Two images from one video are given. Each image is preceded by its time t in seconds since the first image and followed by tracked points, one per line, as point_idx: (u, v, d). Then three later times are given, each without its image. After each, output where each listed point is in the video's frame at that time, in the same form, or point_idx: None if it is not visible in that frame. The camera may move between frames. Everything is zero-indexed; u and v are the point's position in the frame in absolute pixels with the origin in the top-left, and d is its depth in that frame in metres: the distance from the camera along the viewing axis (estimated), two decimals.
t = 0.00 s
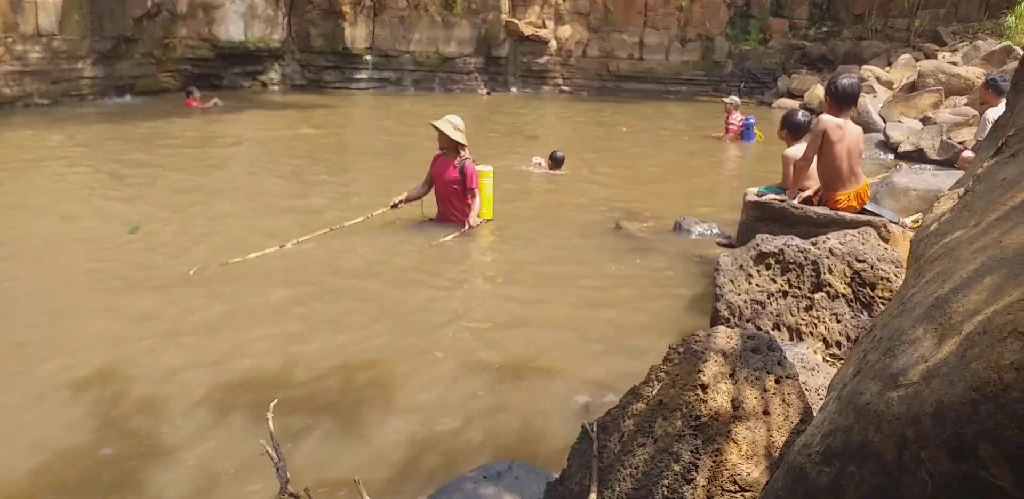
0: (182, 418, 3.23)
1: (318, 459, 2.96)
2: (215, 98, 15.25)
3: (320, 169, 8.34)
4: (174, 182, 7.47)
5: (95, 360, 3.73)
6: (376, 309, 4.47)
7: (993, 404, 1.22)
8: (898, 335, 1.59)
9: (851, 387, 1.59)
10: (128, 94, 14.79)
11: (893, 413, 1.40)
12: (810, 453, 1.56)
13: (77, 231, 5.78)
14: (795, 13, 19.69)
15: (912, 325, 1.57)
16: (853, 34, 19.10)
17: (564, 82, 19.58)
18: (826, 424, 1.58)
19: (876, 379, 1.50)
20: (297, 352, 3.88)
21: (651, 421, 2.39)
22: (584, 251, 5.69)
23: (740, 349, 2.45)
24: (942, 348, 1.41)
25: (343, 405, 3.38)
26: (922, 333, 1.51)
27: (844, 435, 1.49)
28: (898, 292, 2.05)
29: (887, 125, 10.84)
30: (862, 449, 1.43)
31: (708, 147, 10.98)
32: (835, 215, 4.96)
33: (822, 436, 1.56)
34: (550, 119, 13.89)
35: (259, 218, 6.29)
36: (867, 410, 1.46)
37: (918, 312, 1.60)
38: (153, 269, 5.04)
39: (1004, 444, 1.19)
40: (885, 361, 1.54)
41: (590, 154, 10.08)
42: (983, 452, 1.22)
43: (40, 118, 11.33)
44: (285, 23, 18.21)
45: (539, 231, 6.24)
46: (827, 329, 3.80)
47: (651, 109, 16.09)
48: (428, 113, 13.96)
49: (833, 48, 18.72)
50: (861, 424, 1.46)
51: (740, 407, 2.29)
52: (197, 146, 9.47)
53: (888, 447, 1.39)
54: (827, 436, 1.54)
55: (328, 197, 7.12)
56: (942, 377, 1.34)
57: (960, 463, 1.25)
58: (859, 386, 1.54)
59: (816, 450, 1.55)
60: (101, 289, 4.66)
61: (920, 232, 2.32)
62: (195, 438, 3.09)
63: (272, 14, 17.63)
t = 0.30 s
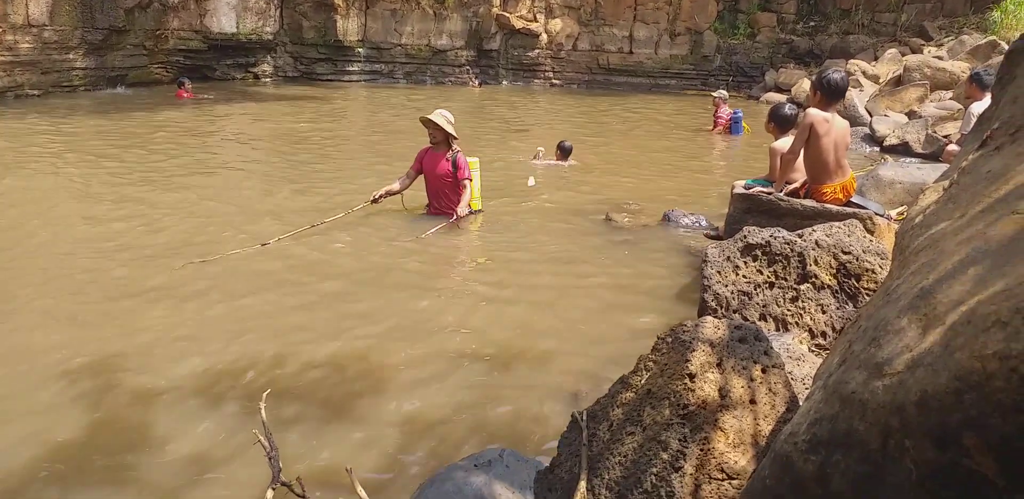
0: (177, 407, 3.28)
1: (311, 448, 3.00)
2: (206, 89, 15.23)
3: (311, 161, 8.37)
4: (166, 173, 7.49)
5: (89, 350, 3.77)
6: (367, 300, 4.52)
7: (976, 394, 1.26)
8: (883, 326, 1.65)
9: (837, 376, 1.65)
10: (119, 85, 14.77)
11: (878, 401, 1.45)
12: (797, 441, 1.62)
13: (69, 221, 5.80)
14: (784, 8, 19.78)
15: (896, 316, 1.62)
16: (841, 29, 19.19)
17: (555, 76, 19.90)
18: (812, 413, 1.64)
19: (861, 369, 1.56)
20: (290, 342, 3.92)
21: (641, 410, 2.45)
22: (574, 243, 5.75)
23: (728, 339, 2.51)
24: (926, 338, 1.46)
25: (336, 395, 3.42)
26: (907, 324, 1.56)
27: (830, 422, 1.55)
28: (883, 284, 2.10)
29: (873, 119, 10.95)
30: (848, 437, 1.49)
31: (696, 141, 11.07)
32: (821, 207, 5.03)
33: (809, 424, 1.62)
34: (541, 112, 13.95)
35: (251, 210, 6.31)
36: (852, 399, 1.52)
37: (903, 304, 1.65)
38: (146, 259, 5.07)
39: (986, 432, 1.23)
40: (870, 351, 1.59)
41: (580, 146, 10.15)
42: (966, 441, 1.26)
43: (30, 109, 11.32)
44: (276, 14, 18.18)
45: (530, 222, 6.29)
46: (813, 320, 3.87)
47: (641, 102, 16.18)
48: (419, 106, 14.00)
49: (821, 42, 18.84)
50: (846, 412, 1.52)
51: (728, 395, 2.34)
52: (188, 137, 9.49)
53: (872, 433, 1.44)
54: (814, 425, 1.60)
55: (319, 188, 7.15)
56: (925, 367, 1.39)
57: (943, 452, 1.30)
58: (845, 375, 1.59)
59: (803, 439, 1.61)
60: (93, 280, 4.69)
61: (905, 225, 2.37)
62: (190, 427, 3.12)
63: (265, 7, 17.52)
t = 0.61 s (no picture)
0: (165, 407, 3.25)
1: (300, 447, 2.99)
2: (195, 87, 15.17)
3: (301, 159, 8.34)
4: (155, 171, 7.45)
5: (77, 349, 3.74)
6: (357, 298, 4.50)
7: (964, 391, 1.26)
8: (873, 323, 1.65)
9: (827, 374, 1.65)
10: (108, 82, 14.68)
11: (867, 399, 1.45)
12: (787, 439, 1.63)
13: (56, 220, 5.76)
14: (774, 7, 19.84)
15: (885, 314, 1.63)
16: (830, 28, 19.26)
17: (546, 74, 19.73)
18: (802, 411, 1.65)
19: (851, 367, 1.57)
20: (280, 340, 3.91)
21: (632, 408, 2.45)
22: (565, 241, 5.74)
23: (718, 337, 2.51)
24: (914, 336, 1.46)
25: (326, 393, 3.41)
26: (896, 322, 1.57)
27: (820, 420, 1.56)
28: (872, 282, 2.11)
29: (862, 118, 11.00)
30: (838, 434, 1.49)
31: (686, 139, 11.09)
32: (811, 206, 5.06)
33: (799, 423, 1.63)
34: (531, 110, 13.94)
35: (240, 208, 6.28)
36: (842, 396, 1.52)
37: (892, 302, 1.66)
38: (134, 258, 5.03)
39: (974, 430, 1.23)
40: (859, 349, 1.60)
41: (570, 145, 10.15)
42: (955, 438, 1.26)
43: (18, 106, 11.24)
44: (266, 11, 18.10)
45: (521, 220, 6.28)
46: (803, 318, 3.89)
47: (631, 101, 16.20)
48: (409, 104, 13.97)
49: (810, 41, 18.91)
50: (836, 410, 1.52)
51: (718, 393, 2.34)
52: (177, 134, 9.44)
53: (862, 431, 1.44)
54: (804, 422, 1.61)
55: (309, 186, 7.12)
56: (914, 365, 1.39)
57: (933, 449, 1.30)
58: (835, 373, 1.60)
59: (793, 437, 1.62)
60: (81, 278, 4.65)
61: (894, 223, 2.38)
62: (179, 427, 3.11)
63: (253, 2, 17.56)
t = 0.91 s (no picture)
0: (154, 403, 3.24)
1: (289, 444, 2.98)
2: (184, 82, 15.09)
3: (290, 155, 8.31)
4: (142, 167, 7.40)
5: (64, 346, 3.72)
6: (347, 294, 4.49)
7: (953, 386, 1.26)
8: (861, 320, 1.66)
9: (816, 371, 1.66)
10: (95, 77, 14.58)
11: (857, 395, 1.45)
12: (776, 435, 1.64)
13: (43, 216, 5.72)
14: (764, 5, 19.87)
15: (874, 310, 1.64)
16: (820, 26, 19.31)
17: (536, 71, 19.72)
18: (791, 408, 1.65)
19: (839, 363, 1.57)
20: (268, 337, 3.89)
21: (621, 405, 2.45)
22: (555, 238, 5.74)
23: (707, 334, 2.51)
24: (903, 333, 1.47)
25: (315, 390, 3.40)
26: (885, 318, 1.57)
27: (809, 416, 1.56)
28: (861, 278, 2.11)
29: (851, 117, 11.04)
30: (826, 431, 1.50)
31: (676, 137, 11.11)
32: (800, 204, 5.07)
33: (787, 419, 1.63)
34: (522, 107, 13.94)
35: (229, 204, 6.25)
36: (831, 392, 1.53)
37: (881, 299, 1.67)
38: (122, 254, 5.00)
39: (963, 426, 1.24)
40: (848, 346, 1.61)
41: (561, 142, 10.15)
42: (944, 434, 1.27)
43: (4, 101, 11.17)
44: (254, 7, 17.99)
45: (510, 217, 6.27)
46: (792, 314, 3.91)
47: (621, 98, 16.21)
48: (399, 100, 13.95)
49: (800, 39, 18.97)
50: (825, 406, 1.53)
51: (708, 390, 2.34)
52: (166, 130, 9.40)
53: (850, 426, 1.45)
54: (793, 418, 1.61)
55: (298, 183, 7.10)
56: (903, 361, 1.39)
57: (921, 446, 1.30)
58: (824, 369, 1.61)
59: (782, 433, 1.62)
60: (68, 275, 4.62)
61: (883, 220, 2.39)
62: (167, 424, 3.09)
63: None
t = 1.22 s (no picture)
0: (139, 398, 3.22)
1: (276, 439, 2.97)
2: (170, 76, 14.99)
3: (278, 150, 8.27)
4: (128, 161, 7.35)
5: (49, 341, 3.69)
6: (334, 289, 4.48)
7: (938, 382, 1.27)
8: (848, 315, 1.67)
9: (802, 365, 1.66)
10: (79, 71, 14.46)
11: (843, 390, 1.46)
12: (763, 429, 1.64)
13: (27, 209, 5.66)
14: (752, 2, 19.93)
15: (861, 306, 1.65)
16: (808, 23, 19.37)
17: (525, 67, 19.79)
18: (777, 402, 1.66)
19: (827, 358, 1.58)
20: (255, 332, 3.87)
21: (609, 400, 2.45)
22: (544, 234, 5.74)
23: (694, 328, 2.51)
24: (889, 327, 1.47)
25: (302, 385, 3.39)
26: (871, 313, 1.58)
27: (795, 411, 1.57)
28: (847, 274, 2.12)
29: (838, 114, 11.09)
30: (813, 425, 1.51)
31: (664, 133, 11.13)
32: (787, 200, 5.09)
33: (774, 413, 1.64)
34: (510, 102, 13.93)
35: (216, 199, 6.21)
36: (817, 387, 1.53)
37: (867, 294, 1.67)
38: (107, 249, 4.96)
39: (948, 420, 1.24)
40: (835, 340, 1.61)
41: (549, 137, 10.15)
42: (928, 428, 1.27)
43: None
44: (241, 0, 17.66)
45: (499, 213, 6.27)
46: (779, 310, 3.92)
47: (610, 94, 16.23)
48: (387, 95, 13.91)
49: (788, 36, 19.02)
50: (811, 401, 1.53)
51: (695, 385, 2.35)
52: (152, 125, 9.33)
53: (836, 420, 1.46)
54: (780, 413, 1.62)
55: (286, 178, 7.06)
56: (889, 355, 1.40)
57: (906, 440, 1.31)
58: (810, 364, 1.61)
59: (769, 427, 1.63)
60: (53, 269, 4.58)
61: (869, 216, 2.40)
62: (152, 419, 3.07)
63: None
